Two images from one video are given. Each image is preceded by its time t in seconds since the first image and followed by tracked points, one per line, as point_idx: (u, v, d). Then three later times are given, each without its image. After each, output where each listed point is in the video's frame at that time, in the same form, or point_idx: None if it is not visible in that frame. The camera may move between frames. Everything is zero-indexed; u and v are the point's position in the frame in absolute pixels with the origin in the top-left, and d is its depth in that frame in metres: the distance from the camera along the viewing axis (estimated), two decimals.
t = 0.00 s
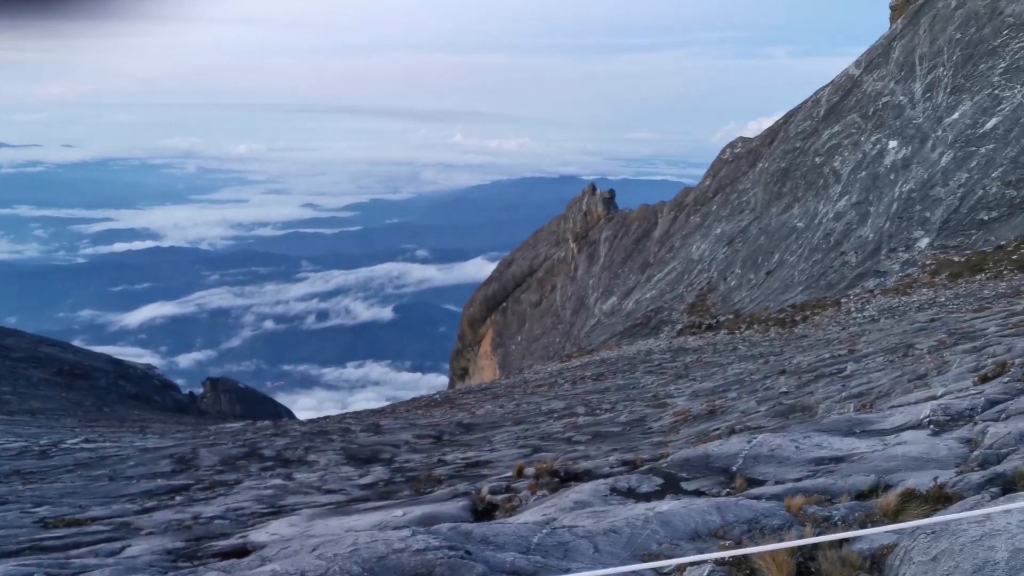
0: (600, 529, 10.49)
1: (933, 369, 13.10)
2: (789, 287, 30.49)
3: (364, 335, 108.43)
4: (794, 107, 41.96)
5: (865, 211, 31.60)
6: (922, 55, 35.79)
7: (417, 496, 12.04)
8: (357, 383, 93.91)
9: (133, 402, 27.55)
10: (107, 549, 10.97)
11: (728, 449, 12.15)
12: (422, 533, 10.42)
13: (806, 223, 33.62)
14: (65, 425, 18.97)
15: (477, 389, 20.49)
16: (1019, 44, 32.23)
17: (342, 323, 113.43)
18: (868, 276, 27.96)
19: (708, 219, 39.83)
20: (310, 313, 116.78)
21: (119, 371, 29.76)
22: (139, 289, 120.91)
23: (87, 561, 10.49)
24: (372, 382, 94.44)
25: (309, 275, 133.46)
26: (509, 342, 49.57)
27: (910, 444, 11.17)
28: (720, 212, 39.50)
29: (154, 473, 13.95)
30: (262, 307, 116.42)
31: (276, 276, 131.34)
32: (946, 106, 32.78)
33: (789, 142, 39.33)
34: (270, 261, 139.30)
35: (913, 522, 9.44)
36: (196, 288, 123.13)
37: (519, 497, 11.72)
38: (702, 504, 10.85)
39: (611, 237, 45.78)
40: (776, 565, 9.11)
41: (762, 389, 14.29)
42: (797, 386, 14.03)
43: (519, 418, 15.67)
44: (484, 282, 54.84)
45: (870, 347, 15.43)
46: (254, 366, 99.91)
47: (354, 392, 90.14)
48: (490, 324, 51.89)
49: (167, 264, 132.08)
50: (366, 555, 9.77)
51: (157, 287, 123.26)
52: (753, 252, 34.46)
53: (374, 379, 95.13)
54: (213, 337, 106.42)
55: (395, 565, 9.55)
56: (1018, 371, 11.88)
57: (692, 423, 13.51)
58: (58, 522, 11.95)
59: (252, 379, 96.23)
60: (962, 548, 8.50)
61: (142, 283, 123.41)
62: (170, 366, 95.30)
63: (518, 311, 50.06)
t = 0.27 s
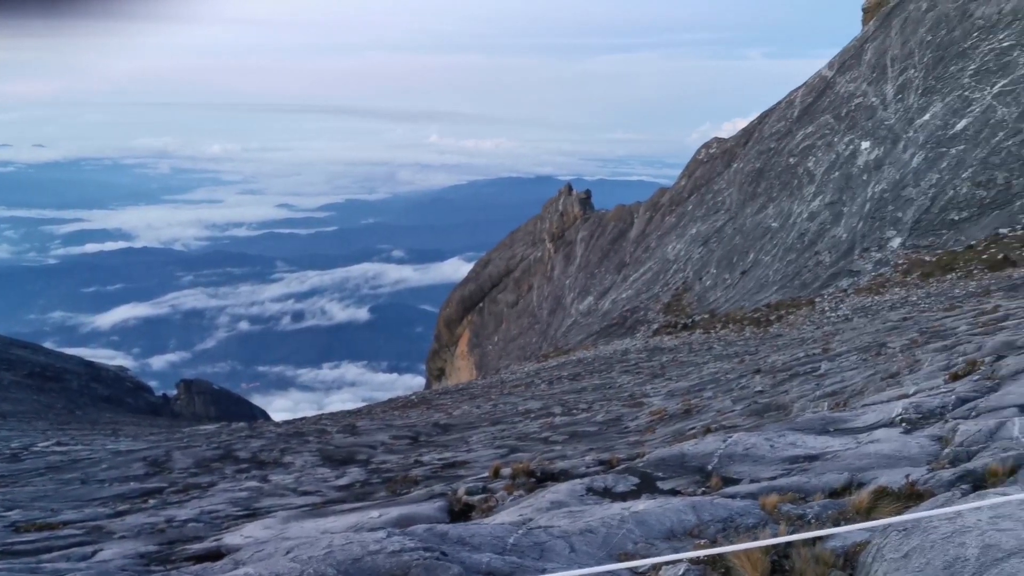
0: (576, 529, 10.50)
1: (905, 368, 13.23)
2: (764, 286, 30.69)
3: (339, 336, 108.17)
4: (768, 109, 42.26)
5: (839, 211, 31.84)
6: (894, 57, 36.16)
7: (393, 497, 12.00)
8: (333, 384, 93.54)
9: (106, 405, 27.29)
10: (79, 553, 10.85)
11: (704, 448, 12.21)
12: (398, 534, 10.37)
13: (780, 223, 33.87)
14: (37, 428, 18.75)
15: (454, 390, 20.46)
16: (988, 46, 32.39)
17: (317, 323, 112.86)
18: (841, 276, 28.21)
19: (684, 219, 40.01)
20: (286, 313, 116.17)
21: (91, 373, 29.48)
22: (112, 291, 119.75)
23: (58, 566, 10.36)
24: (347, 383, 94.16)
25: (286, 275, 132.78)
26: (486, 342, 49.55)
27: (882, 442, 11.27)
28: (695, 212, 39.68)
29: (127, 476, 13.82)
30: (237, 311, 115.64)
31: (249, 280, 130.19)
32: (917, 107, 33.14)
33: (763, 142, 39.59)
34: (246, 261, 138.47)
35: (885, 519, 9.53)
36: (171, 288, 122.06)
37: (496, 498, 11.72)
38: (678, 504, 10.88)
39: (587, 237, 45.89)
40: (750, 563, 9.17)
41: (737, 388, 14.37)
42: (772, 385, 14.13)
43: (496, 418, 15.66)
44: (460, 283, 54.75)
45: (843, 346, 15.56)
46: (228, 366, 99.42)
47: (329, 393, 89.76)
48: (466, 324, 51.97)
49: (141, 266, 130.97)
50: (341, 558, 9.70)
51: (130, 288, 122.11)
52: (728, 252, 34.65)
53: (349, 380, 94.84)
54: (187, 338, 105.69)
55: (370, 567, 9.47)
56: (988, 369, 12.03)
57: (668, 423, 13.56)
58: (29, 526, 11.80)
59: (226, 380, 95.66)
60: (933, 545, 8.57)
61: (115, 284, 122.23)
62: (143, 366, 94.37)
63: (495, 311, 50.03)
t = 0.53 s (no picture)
0: (547, 530, 10.51)
1: (872, 365, 13.39)
2: (733, 285, 30.91)
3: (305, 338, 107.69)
4: (737, 109, 42.60)
5: (807, 210, 32.16)
6: (860, 57, 36.81)
7: (365, 500, 11.94)
8: (302, 386, 93.07)
9: (72, 409, 26.98)
10: (45, 560, 10.69)
11: (675, 447, 12.26)
12: (369, 537, 10.31)
13: (749, 222, 34.08)
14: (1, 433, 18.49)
15: (426, 391, 20.40)
16: (951, 47, 33.38)
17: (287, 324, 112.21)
18: (810, 274, 28.51)
19: (654, 219, 40.19)
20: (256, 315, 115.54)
21: (57, 377, 29.12)
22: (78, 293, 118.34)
23: (23, 573, 10.20)
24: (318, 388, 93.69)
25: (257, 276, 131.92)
26: (457, 343, 49.72)
27: (850, 439, 11.38)
28: (665, 212, 39.89)
29: (94, 481, 13.66)
30: (208, 315, 115.20)
31: (220, 281, 129.10)
32: (882, 108, 33.60)
33: (732, 142, 39.88)
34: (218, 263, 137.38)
35: (853, 516, 9.61)
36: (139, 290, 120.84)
37: (468, 499, 11.70)
38: (649, 503, 10.92)
39: (558, 237, 46.01)
40: (721, 561, 9.22)
41: (708, 387, 14.47)
42: (742, 384, 14.24)
43: (468, 419, 15.64)
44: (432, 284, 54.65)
45: (812, 344, 15.71)
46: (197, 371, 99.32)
47: (298, 395, 89.33)
48: (438, 325, 52.03)
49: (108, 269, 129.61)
50: (311, 561, 9.59)
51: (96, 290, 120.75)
52: (698, 252, 34.84)
53: (319, 382, 94.47)
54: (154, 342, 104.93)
55: (341, 570, 9.35)
56: (953, 365, 12.22)
57: (639, 422, 13.62)
58: None
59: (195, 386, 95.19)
60: (900, 540, 8.65)
61: (82, 287, 120.81)
62: (110, 370, 93.34)
63: (466, 313, 50.22)
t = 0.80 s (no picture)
0: (521, 530, 10.50)
1: (843, 364, 13.51)
2: (706, 285, 31.07)
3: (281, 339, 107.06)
4: (709, 110, 42.87)
5: (780, 210, 32.42)
6: (830, 60, 37.13)
7: (339, 502, 11.87)
8: (276, 387, 92.28)
9: (41, 413, 26.67)
10: (14, 566, 10.56)
11: (648, 446, 12.31)
12: (342, 538, 10.24)
13: (722, 222, 34.26)
14: None
15: (400, 392, 20.34)
16: (919, 49, 33.85)
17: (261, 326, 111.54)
18: (782, 274, 28.74)
19: (628, 219, 40.32)
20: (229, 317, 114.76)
21: (25, 381, 28.76)
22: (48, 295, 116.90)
23: None
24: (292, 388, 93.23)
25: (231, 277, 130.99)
26: (431, 343, 49.74)
27: (822, 437, 11.48)
28: (639, 212, 40.03)
29: (64, 486, 13.50)
30: (180, 317, 114.01)
31: (194, 281, 128.10)
32: (853, 109, 33.96)
33: (705, 143, 40.10)
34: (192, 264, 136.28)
35: (824, 513, 9.68)
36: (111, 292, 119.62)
37: (442, 500, 11.67)
38: (623, 502, 10.94)
39: (532, 237, 46.08)
40: (694, 559, 9.24)
41: (681, 386, 14.55)
42: (715, 383, 14.33)
43: (443, 420, 15.62)
44: (406, 284, 54.51)
45: (784, 343, 15.84)
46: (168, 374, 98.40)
47: (272, 397, 88.65)
48: (412, 326, 52.02)
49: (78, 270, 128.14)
50: (283, 564, 9.50)
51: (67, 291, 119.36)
52: (671, 252, 34.97)
53: (293, 384, 93.88)
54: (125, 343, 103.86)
55: (313, 573, 9.26)
56: (922, 363, 12.37)
57: (614, 421, 13.66)
58: None
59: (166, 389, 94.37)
60: (869, 536, 8.71)
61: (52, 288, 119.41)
62: (79, 372, 92.30)
63: (440, 313, 50.25)
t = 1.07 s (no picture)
0: (496, 535, 10.46)
1: (815, 367, 13.64)
2: (680, 289, 31.23)
3: (256, 345, 106.34)
4: (682, 115, 43.18)
5: (751, 215, 32.56)
6: (801, 66, 37.87)
7: (312, 507, 11.79)
8: (249, 392, 91.59)
9: (7, 421, 26.31)
10: None
11: (622, 450, 12.35)
12: (315, 545, 10.15)
13: (695, 226, 34.43)
14: None
15: (374, 397, 20.27)
16: (888, 56, 34.45)
17: (233, 332, 110.74)
18: (754, 277, 28.94)
19: (602, 224, 40.46)
20: (201, 322, 113.83)
21: None
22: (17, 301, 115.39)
23: None
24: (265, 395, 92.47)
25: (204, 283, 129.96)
26: (406, 348, 49.67)
27: (794, 440, 11.57)
28: (612, 217, 40.18)
29: (32, 494, 13.32)
30: (150, 322, 112.79)
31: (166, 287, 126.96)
32: (823, 114, 34.35)
33: (677, 148, 40.36)
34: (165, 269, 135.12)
35: (796, 515, 9.73)
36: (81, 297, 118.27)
37: (416, 505, 11.62)
38: (596, 506, 10.96)
39: (507, 242, 46.17)
40: (667, 562, 9.25)
41: (655, 390, 14.63)
42: (688, 386, 14.42)
43: (418, 425, 15.59)
44: (381, 289, 54.37)
45: (757, 346, 15.97)
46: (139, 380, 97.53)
47: (245, 403, 87.98)
48: (387, 330, 51.98)
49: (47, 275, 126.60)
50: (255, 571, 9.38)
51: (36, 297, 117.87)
52: (645, 256, 35.09)
53: (266, 390, 93.24)
54: (95, 349, 102.78)
55: None
56: (892, 366, 12.52)
57: (588, 425, 13.70)
58: None
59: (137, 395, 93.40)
60: (840, 538, 8.75)
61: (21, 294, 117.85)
62: (47, 380, 91.21)
63: (415, 318, 50.23)
